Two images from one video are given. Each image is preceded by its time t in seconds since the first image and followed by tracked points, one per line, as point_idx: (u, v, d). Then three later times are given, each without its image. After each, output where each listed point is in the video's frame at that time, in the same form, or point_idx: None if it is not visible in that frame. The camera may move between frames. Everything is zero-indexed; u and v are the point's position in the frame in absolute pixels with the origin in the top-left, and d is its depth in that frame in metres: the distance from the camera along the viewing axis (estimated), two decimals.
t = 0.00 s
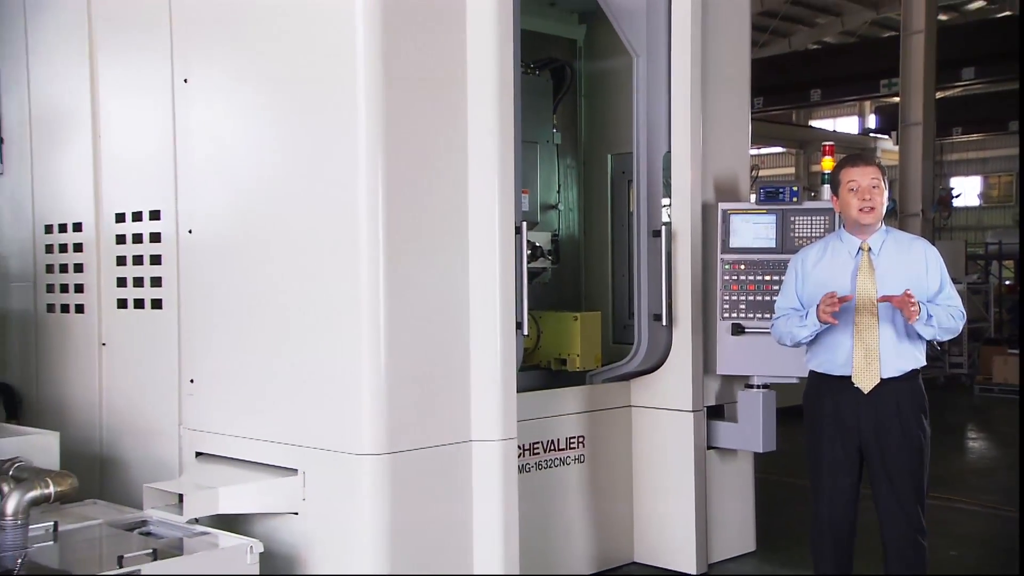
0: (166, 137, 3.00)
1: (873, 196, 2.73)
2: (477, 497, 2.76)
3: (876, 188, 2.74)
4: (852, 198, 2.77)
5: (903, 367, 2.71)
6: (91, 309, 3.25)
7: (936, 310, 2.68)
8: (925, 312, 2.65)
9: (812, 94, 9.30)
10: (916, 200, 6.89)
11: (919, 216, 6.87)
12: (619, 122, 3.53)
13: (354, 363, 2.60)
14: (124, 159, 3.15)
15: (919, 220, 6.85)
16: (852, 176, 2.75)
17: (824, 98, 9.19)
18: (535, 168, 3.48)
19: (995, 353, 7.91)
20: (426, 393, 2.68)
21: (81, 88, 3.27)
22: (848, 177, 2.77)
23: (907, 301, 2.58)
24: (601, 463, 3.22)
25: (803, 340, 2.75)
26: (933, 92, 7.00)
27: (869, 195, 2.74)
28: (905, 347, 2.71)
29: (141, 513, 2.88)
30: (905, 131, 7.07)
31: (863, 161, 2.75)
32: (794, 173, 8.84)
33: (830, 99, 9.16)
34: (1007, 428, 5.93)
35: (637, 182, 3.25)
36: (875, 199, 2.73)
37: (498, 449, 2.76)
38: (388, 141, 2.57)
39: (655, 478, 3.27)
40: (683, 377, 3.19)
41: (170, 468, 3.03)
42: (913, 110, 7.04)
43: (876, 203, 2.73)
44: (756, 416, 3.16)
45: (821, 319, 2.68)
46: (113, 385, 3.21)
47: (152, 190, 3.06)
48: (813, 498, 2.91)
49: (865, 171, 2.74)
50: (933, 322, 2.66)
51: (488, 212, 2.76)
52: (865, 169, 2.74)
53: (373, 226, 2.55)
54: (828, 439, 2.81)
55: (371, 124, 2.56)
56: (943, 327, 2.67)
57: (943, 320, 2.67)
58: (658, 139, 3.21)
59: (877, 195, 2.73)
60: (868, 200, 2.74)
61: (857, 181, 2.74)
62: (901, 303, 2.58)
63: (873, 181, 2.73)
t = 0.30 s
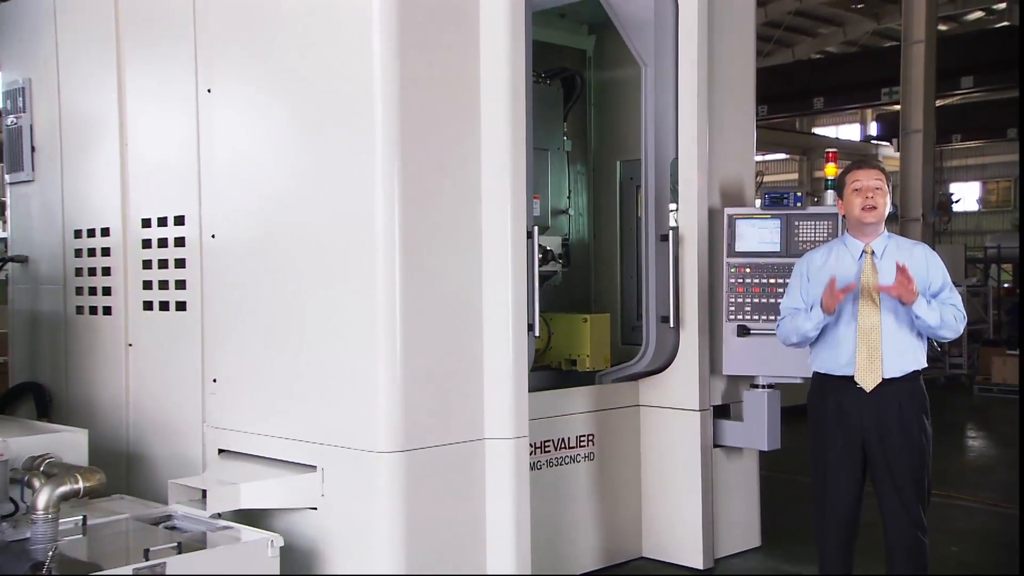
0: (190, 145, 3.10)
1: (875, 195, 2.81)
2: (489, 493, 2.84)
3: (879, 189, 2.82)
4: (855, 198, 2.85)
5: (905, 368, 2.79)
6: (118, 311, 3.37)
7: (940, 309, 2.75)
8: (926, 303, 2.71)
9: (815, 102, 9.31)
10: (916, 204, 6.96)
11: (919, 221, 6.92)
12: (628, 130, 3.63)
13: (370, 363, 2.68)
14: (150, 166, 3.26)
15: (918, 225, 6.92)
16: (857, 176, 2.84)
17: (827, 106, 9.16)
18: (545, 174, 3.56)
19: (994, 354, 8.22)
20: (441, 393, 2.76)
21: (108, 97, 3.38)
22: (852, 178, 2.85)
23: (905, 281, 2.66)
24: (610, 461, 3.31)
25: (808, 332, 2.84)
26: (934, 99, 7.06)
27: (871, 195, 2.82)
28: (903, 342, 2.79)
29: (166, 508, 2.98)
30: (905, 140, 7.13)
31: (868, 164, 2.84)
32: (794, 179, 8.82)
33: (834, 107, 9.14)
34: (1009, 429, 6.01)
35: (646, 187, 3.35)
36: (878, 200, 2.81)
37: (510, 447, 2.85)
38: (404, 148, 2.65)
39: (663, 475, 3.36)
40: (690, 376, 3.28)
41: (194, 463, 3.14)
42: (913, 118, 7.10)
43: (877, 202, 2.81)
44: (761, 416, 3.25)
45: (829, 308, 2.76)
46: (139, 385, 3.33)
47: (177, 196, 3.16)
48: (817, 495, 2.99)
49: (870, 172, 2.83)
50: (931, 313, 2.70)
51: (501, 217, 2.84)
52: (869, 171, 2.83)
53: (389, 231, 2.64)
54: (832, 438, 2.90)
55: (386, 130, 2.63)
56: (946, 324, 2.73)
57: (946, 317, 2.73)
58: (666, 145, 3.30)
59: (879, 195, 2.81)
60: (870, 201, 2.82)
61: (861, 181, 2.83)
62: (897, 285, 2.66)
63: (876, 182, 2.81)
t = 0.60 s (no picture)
0: (211, 151, 3.20)
1: (874, 197, 2.88)
2: (500, 489, 2.89)
3: (880, 192, 2.88)
4: (856, 200, 2.92)
5: (907, 365, 2.86)
6: (142, 311, 3.48)
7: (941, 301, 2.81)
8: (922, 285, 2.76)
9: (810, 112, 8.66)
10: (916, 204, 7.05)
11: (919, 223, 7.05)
12: (633, 135, 3.72)
13: (384, 363, 2.76)
14: (171, 171, 3.37)
15: (918, 228, 6.99)
16: (858, 179, 2.90)
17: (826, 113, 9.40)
18: (555, 179, 3.66)
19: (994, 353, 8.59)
20: (453, 391, 2.82)
21: (133, 104, 3.49)
22: (854, 180, 2.92)
23: (903, 254, 2.75)
24: (617, 457, 3.40)
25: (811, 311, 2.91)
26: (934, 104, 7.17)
27: (872, 198, 2.89)
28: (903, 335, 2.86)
29: (188, 502, 3.08)
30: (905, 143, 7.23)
31: (869, 166, 2.90)
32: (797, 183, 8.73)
33: (833, 114, 9.36)
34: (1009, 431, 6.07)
35: (652, 191, 3.44)
36: (878, 202, 2.88)
37: (521, 446, 2.89)
38: (418, 153, 2.72)
39: (669, 471, 3.45)
40: (695, 375, 3.36)
41: (214, 457, 3.25)
42: (912, 124, 7.20)
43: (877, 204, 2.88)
44: (764, 413, 3.33)
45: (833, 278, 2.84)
46: (162, 382, 3.44)
47: (198, 200, 3.27)
48: (819, 490, 3.08)
49: (870, 175, 2.89)
50: (927, 295, 2.76)
51: (512, 219, 2.87)
52: (870, 173, 2.89)
53: (403, 233, 2.71)
54: (834, 435, 2.98)
55: (400, 137, 2.70)
56: (947, 318, 2.80)
57: (947, 309, 2.80)
58: (671, 150, 3.39)
59: (879, 197, 2.88)
60: (871, 202, 2.89)
61: (862, 184, 2.89)
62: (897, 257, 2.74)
63: (877, 184, 2.87)
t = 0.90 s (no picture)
0: (233, 156, 3.33)
1: (874, 209, 2.98)
2: (510, 482, 2.99)
3: (879, 204, 2.98)
4: (855, 210, 3.03)
5: (904, 363, 2.97)
6: (166, 312, 3.61)
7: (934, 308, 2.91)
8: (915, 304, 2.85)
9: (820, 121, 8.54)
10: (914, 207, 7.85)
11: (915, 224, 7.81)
12: (640, 140, 3.83)
13: (398, 361, 2.87)
14: (193, 176, 3.49)
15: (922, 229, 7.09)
16: (858, 189, 2.99)
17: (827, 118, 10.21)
18: (564, 182, 3.77)
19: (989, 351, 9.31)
20: (466, 388, 2.93)
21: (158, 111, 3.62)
22: (855, 188, 3.00)
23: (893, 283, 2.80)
24: (623, 452, 3.51)
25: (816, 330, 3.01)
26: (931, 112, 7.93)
27: (871, 208, 2.99)
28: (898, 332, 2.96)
29: (209, 494, 3.19)
30: (904, 150, 8.04)
31: (870, 176, 2.97)
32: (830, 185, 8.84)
33: (834, 119, 10.22)
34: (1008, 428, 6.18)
35: (658, 195, 3.55)
36: (877, 213, 2.98)
37: (530, 441, 2.99)
38: (432, 159, 2.83)
39: (674, 466, 3.55)
40: (700, 373, 3.47)
41: (235, 452, 3.37)
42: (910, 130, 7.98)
43: (876, 216, 2.98)
44: (767, 410, 3.43)
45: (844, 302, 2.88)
46: (184, 379, 3.57)
47: (219, 204, 3.39)
48: (819, 484, 3.18)
49: (870, 186, 2.97)
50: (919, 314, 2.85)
51: (522, 222, 2.97)
52: (870, 185, 2.97)
53: (417, 236, 2.82)
54: (834, 431, 3.08)
55: (415, 143, 2.81)
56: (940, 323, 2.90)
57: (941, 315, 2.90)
58: (677, 154, 3.49)
59: (878, 209, 2.97)
60: (870, 212, 2.98)
61: (861, 195, 2.99)
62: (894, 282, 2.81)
63: (876, 196, 2.97)
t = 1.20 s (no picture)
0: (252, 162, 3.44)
1: (872, 226, 3.09)
2: (518, 476, 3.10)
3: (877, 221, 3.09)
4: (854, 223, 3.14)
5: (900, 364, 3.06)
6: (187, 312, 3.74)
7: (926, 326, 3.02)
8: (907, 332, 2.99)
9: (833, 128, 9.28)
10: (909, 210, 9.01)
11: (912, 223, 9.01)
12: (645, 146, 3.95)
13: (408, 358, 2.94)
14: (213, 182, 3.62)
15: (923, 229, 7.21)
16: (857, 205, 3.11)
17: (827, 124, 11.12)
18: (571, 187, 3.89)
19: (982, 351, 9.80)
20: (475, 385, 3.01)
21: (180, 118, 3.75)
22: (855, 203, 3.12)
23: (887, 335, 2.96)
24: (628, 448, 3.61)
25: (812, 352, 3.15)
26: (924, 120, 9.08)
27: (869, 223, 3.10)
28: (897, 354, 3.05)
29: (228, 487, 3.34)
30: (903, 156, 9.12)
31: (869, 195, 3.07)
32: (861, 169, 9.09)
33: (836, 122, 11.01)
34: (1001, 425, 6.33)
35: (663, 199, 3.66)
36: (874, 229, 3.09)
37: (537, 436, 3.10)
38: (442, 161, 2.90)
39: (677, 461, 3.66)
40: (703, 371, 3.57)
41: (254, 447, 3.49)
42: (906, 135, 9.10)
43: (873, 233, 3.09)
44: (768, 408, 3.55)
45: (846, 348, 3.01)
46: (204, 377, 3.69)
47: (237, 208, 3.52)
48: (819, 480, 3.27)
49: (870, 204, 3.08)
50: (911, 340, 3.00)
51: (529, 225, 3.09)
52: (867, 204, 3.08)
53: (429, 239, 2.89)
54: (832, 428, 3.17)
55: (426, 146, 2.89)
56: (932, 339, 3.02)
57: (934, 332, 3.02)
58: (680, 159, 3.60)
59: (876, 227, 3.09)
60: (868, 228, 3.10)
61: (861, 212, 3.10)
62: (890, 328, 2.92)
63: (875, 214, 3.08)
